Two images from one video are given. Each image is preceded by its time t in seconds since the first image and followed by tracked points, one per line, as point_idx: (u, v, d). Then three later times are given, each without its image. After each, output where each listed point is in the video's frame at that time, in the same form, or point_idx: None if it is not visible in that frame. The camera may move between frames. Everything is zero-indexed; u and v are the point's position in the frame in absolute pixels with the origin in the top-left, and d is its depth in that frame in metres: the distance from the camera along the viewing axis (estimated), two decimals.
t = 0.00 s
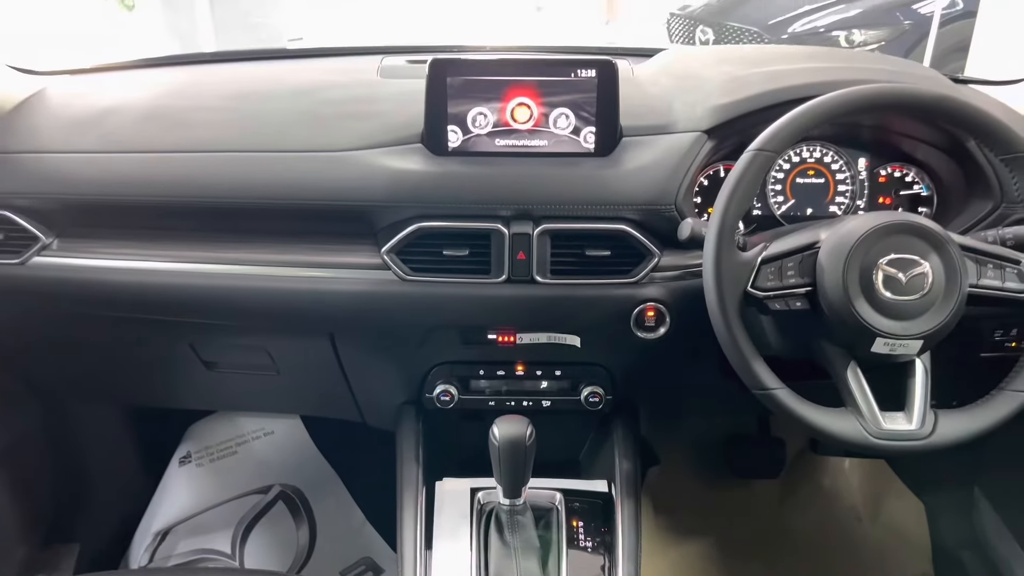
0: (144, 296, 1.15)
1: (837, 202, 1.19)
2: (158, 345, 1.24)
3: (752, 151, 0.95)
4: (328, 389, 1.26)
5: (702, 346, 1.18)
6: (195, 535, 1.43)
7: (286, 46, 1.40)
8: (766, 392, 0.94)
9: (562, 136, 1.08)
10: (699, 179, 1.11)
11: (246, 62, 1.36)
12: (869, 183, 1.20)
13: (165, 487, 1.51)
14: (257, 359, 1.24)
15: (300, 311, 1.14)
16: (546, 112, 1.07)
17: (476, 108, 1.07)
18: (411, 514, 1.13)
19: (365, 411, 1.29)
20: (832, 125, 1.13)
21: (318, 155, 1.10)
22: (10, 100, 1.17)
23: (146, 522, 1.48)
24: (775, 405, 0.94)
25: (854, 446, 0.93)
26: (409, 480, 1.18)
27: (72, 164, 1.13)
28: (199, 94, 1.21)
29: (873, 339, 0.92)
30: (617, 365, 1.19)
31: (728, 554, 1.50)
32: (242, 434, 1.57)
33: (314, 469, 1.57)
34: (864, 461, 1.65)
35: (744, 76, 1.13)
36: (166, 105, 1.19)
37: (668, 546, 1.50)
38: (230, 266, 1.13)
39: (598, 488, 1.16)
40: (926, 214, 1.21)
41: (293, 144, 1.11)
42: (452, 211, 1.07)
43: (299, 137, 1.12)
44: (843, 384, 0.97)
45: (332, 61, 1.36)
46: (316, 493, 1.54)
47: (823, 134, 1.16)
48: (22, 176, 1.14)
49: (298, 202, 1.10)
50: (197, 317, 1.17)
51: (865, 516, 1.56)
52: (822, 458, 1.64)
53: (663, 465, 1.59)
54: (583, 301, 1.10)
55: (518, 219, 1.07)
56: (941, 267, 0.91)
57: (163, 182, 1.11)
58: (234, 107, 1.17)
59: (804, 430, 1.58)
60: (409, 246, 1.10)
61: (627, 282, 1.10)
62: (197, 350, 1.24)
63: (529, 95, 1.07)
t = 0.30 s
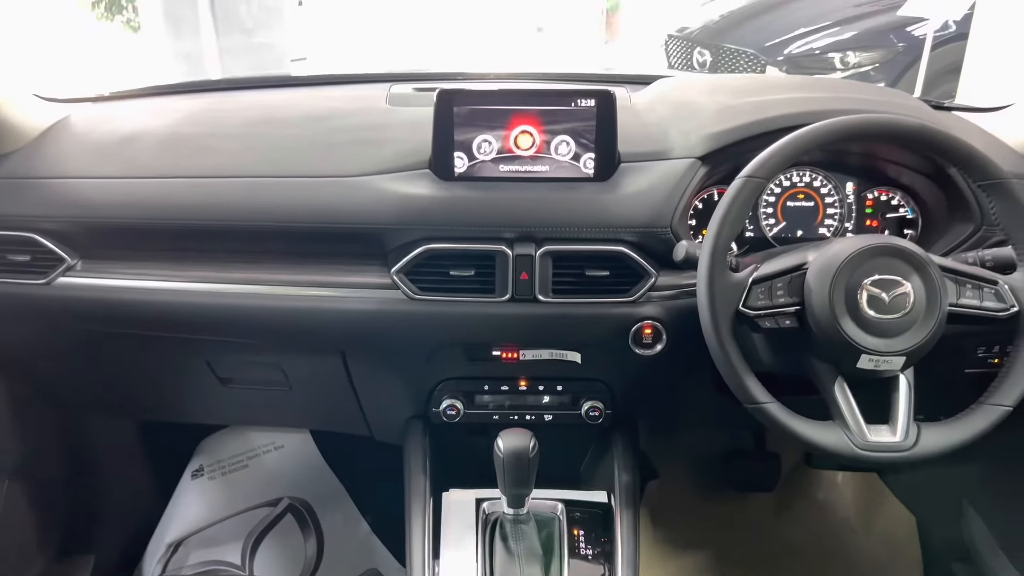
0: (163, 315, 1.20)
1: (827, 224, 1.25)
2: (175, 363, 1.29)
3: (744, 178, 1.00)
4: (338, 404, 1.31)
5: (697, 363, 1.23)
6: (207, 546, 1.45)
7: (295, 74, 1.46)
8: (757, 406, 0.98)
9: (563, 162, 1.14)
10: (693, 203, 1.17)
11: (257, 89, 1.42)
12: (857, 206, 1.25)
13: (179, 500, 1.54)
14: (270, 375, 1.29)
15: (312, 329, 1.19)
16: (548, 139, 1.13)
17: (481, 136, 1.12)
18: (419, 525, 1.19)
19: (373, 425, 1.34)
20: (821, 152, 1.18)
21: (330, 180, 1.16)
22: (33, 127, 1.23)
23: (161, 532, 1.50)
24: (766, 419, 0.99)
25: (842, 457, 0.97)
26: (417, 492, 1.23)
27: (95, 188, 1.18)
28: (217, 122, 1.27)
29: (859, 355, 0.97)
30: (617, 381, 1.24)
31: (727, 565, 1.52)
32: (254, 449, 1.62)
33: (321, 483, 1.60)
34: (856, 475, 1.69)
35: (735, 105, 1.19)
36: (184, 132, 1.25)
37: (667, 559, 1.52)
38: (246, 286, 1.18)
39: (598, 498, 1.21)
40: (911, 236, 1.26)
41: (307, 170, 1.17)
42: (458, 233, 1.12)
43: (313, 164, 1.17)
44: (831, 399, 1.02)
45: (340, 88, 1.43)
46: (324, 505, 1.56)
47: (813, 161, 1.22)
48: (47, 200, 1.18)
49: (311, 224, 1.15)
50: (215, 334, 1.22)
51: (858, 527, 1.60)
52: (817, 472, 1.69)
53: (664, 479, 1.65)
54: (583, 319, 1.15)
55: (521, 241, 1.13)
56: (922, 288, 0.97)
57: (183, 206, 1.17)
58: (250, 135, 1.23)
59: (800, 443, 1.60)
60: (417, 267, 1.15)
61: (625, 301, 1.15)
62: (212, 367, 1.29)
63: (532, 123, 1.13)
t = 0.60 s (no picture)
0: (174, 333, 1.24)
1: (816, 244, 1.29)
2: (183, 379, 1.33)
3: (734, 200, 1.04)
4: (341, 419, 1.35)
5: (691, 378, 1.27)
6: (213, 559, 1.46)
7: (300, 98, 1.51)
8: (747, 419, 1.02)
9: (560, 184, 1.18)
10: (686, 223, 1.21)
11: (263, 113, 1.47)
12: (845, 227, 1.29)
13: (183, 514, 1.56)
14: (276, 390, 1.33)
15: (318, 345, 1.23)
16: (545, 162, 1.17)
17: (481, 158, 1.17)
18: (421, 536, 1.23)
19: (376, 439, 1.37)
20: (811, 174, 1.22)
21: (336, 202, 1.20)
22: (47, 151, 1.27)
23: (167, 546, 1.51)
24: (756, 432, 1.03)
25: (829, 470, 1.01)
26: (418, 504, 1.27)
27: (109, 210, 1.22)
28: (226, 146, 1.32)
29: (845, 371, 1.01)
30: (612, 396, 1.27)
31: None
32: (260, 462, 1.67)
33: (323, 499, 1.63)
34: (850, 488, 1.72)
35: (727, 130, 1.24)
36: (195, 156, 1.29)
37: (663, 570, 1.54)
38: (254, 304, 1.22)
39: (594, 510, 1.26)
40: (898, 255, 1.30)
41: (313, 192, 1.21)
42: (460, 253, 1.16)
43: (319, 186, 1.22)
44: (819, 413, 1.05)
45: (343, 111, 1.48)
46: (325, 520, 1.58)
47: (803, 183, 1.26)
48: (61, 220, 1.22)
49: (317, 244, 1.19)
50: (223, 350, 1.26)
51: (851, 539, 1.62)
52: (810, 488, 1.72)
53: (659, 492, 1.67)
54: (580, 336, 1.19)
55: (520, 260, 1.17)
56: (905, 306, 1.00)
57: (193, 227, 1.21)
58: (258, 159, 1.28)
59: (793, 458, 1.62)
60: (419, 286, 1.19)
61: (620, 318, 1.19)
62: (220, 383, 1.33)
63: (530, 147, 1.17)
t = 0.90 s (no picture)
0: (186, 346, 1.28)
1: (808, 259, 1.32)
2: (194, 391, 1.37)
3: (727, 218, 1.08)
4: (347, 429, 1.38)
5: (687, 389, 1.30)
6: (220, 567, 1.48)
7: (306, 117, 1.56)
8: (740, 429, 1.06)
9: (559, 202, 1.22)
10: (682, 239, 1.25)
11: (270, 132, 1.52)
12: (836, 243, 1.32)
13: (190, 523, 1.58)
14: (283, 401, 1.36)
15: (326, 356, 1.27)
16: (545, 181, 1.22)
17: (484, 177, 1.21)
18: (425, 543, 1.28)
19: (381, 449, 1.40)
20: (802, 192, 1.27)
21: (343, 219, 1.25)
22: (64, 171, 1.32)
23: (174, 554, 1.53)
24: (749, 441, 1.06)
25: (820, 477, 1.05)
26: (422, 512, 1.31)
27: (124, 227, 1.27)
28: (237, 165, 1.36)
29: (834, 382, 1.05)
30: (611, 406, 1.31)
31: None
32: (266, 472, 1.70)
33: (328, 507, 1.66)
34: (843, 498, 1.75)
35: (720, 149, 1.28)
36: (206, 174, 1.34)
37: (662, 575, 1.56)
38: (264, 317, 1.26)
39: (592, 517, 1.30)
40: (887, 270, 1.33)
41: (322, 210, 1.26)
42: (463, 268, 1.21)
43: (327, 204, 1.26)
44: (809, 423, 1.09)
45: (348, 130, 1.52)
46: (329, 528, 1.61)
47: (794, 200, 1.30)
48: (78, 238, 1.26)
49: (325, 259, 1.23)
50: (234, 363, 1.30)
51: (845, 547, 1.64)
52: (804, 496, 1.75)
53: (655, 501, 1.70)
54: (579, 348, 1.23)
55: (521, 275, 1.21)
56: (892, 319, 1.04)
57: (205, 243, 1.25)
58: (268, 178, 1.32)
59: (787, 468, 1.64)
60: (424, 300, 1.23)
61: (618, 331, 1.23)
62: (230, 395, 1.37)
63: (530, 166, 1.21)
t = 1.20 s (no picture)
0: (191, 355, 1.31)
1: (799, 270, 1.35)
2: (199, 400, 1.39)
3: (718, 230, 1.12)
4: (349, 437, 1.41)
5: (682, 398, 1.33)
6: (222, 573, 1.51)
7: (309, 131, 1.59)
8: (732, 436, 1.09)
9: (557, 215, 1.26)
10: (676, 250, 1.28)
11: (274, 146, 1.55)
12: (827, 254, 1.35)
13: (193, 531, 1.62)
14: (287, 410, 1.39)
15: (329, 365, 1.30)
16: (543, 194, 1.25)
17: (483, 191, 1.24)
18: (426, 549, 1.30)
19: (382, 457, 1.43)
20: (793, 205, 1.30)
21: (346, 231, 1.28)
22: (73, 184, 1.35)
23: (178, 561, 1.56)
24: (741, 447, 1.09)
25: (810, 483, 1.08)
26: (422, 517, 1.34)
27: (132, 239, 1.30)
28: (242, 179, 1.40)
29: (823, 390, 1.08)
30: (607, 415, 1.34)
31: None
32: (268, 480, 1.73)
33: (330, 514, 1.68)
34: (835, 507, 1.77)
35: (713, 163, 1.32)
36: (212, 188, 1.37)
37: None
38: (269, 327, 1.29)
39: (589, 522, 1.34)
40: (877, 281, 1.36)
41: (326, 222, 1.29)
42: (463, 279, 1.24)
43: (330, 217, 1.30)
44: (800, 430, 1.12)
45: (351, 144, 1.56)
46: (331, 535, 1.63)
47: (786, 213, 1.33)
48: (87, 249, 1.30)
49: (329, 271, 1.27)
50: (239, 372, 1.33)
51: (840, 555, 1.66)
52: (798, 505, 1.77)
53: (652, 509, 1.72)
54: (576, 358, 1.26)
55: (519, 286, 1.24)
56: (879, 329, 1.07)
57: (211, 255, 1.28)
58: (273, 191, 1.36)
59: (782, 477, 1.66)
60: (424, 310, 1.26)
61: (614, 340, 1.26)
62: (234, 403, 1.40)
63: (528, 179, 1.24)
